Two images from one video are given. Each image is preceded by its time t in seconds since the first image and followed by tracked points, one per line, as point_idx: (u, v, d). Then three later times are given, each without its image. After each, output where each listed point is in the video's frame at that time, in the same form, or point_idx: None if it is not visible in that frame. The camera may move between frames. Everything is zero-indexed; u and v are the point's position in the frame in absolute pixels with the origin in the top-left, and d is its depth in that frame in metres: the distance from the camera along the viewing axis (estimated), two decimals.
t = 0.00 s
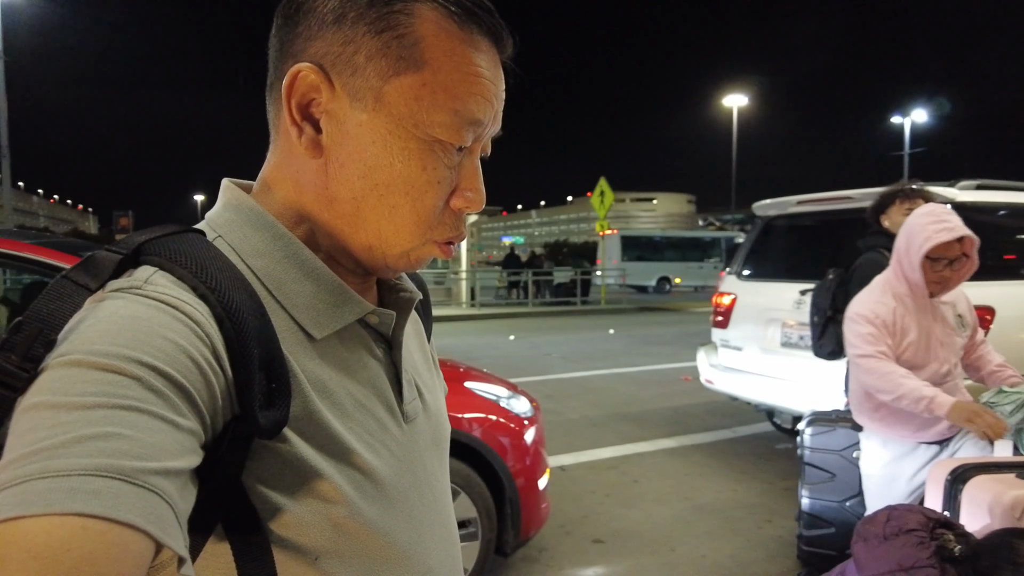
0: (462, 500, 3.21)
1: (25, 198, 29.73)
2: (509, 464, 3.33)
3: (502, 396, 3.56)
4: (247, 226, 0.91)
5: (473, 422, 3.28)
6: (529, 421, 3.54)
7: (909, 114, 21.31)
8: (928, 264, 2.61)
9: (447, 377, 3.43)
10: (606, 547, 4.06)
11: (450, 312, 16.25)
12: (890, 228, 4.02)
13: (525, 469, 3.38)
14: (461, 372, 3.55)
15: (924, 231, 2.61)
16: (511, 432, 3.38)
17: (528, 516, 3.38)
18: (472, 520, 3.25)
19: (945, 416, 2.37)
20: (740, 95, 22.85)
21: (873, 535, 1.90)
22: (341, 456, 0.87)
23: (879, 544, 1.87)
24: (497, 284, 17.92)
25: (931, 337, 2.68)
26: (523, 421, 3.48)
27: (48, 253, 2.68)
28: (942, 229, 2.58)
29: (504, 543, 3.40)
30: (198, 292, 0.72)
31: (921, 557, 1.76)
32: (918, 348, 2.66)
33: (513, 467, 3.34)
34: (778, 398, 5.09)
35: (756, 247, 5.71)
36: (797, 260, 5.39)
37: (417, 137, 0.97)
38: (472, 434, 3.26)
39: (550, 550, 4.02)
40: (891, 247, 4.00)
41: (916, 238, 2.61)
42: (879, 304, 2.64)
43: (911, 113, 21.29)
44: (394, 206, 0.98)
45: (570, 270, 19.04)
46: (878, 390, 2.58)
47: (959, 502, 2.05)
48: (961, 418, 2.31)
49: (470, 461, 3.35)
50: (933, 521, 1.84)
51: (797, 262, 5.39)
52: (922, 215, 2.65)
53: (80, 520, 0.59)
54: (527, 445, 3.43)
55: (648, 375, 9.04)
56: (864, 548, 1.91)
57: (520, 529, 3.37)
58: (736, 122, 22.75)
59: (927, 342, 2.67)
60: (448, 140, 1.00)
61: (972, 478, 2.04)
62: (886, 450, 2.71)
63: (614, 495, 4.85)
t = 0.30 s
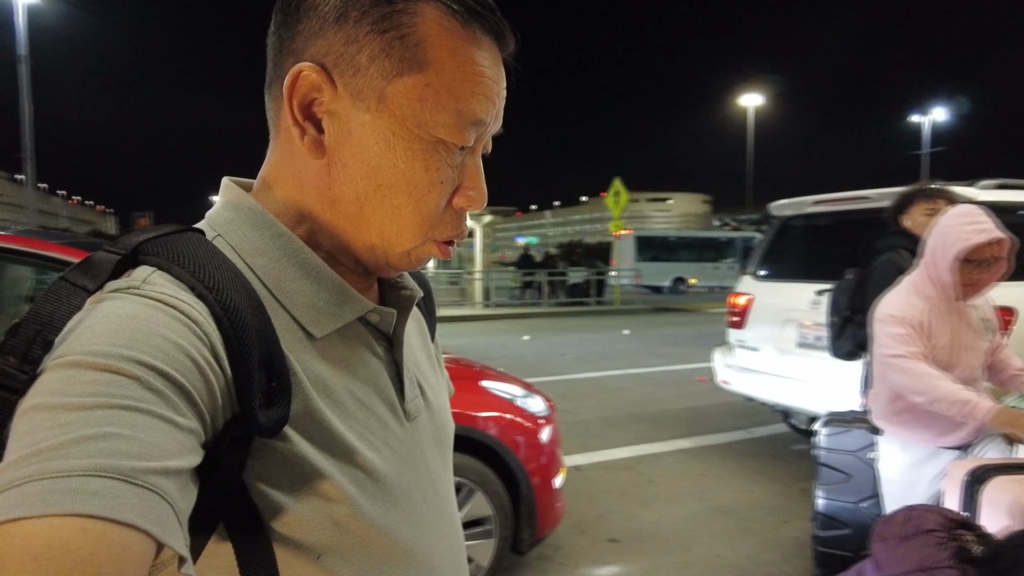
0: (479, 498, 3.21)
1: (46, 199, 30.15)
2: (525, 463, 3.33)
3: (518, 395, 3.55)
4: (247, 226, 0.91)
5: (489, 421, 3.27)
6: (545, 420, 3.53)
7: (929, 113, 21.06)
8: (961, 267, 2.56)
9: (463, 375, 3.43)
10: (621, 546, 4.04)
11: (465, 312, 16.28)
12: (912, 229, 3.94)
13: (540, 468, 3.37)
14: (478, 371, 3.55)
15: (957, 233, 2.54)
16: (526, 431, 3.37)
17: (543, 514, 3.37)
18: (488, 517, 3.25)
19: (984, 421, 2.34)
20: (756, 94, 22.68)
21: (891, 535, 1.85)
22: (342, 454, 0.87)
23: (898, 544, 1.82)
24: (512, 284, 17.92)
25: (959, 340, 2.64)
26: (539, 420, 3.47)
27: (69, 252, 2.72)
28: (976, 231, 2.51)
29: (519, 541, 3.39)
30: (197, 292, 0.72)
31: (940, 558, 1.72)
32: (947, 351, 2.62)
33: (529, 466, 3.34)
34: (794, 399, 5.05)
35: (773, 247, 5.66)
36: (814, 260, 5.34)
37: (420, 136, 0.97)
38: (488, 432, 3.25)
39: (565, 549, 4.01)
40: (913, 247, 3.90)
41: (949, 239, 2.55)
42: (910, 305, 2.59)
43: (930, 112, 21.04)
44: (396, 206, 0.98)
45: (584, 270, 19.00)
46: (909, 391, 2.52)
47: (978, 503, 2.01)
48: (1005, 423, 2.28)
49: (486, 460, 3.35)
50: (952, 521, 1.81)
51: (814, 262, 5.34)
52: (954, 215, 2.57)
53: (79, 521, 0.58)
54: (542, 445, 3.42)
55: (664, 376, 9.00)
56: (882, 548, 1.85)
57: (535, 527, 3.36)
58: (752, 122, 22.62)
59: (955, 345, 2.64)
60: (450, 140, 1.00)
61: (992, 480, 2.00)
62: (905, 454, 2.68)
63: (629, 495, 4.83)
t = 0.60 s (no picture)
0: (496, 497, 3.19)
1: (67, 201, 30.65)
2: (540, 462, 3.31)
3: (534, 395, 3.53)
4: (251, 224, 0.90)
5: (506, 419, 3.26)
6: (561, 419, 3.51)
7: (950, 112, 20.78)
8: (1002, 270, 2.50)
9: (479, 375, 3.42)
10: (637, 547, 4.01)
11: (479, 312, 16.30)
12: (935, 229, 3.87)
13: (556, 468, 3.35)
14: (494, 371, 3.53)
15: (1001, 235, 2.46)
16: (542, 431, 3.35)
17: (558, 513, 3.36)
18: (505, 516, 3.24)
19: None
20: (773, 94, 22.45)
21: (913, 535, 1.82)
22: (349, 452, 0.86)
23: (919, 545, 1.79)
24: (526, 285, 17.92)
25: (993, 344, 2.59)
26: (555, 420, 3.45)
27: (88, 251, 2.75)
28: (1018, 232, 2.44)
29: (535, 540, 3.38)
30: (199, 291, 0.72)
31: (963, 558, 1.68)
32: (981, 355, 2.58)
33: (545, 465, 3.32)
34: (810, 401, 5.00)
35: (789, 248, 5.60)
36: (833, 261, 5.27)
37: (419, 130, 0.96)
38: (505, 431, 3.24)
39: (580, 549, 3.98)
40: (937, 249, 3.81)
41: (991, 240, 2.47)
42: (947, 306, 2.53)
43: (952, 110, 20.75)
44: (397, 201, 0.97)
45: (599, 270, 18.93)
46: (945, 393, 2.42)
47: (999, 505, 1.97)
48: None
49: (502, 458, 3.34)
50: (974, 523, 1.77)
51: (833, 263, 5.27)
52: (996, 215, 2.50)
53: (80, 523, 0.58)
54: (558, 444, 3.40)
55: (679, 377, 8.93)
56: (903, 548, 1.82)
57: (551, 526, 3.35)
58: (768, 122, 22.44)
59: (989, 349, 2.59)
60: (451, 134, 0.99)
61: (1012, 482, 1.97)
62: (927, 459, 2.64)
63: (645, 495, 4.80)
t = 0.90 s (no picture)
0: (512, 495, 3.19)
1: (88, 203, 31.07)
2: (556, 461, 3.30)
3: (550, 395, 3.51)
4: (259, 223, 0.90)
5: (522, 419, 3.24)
6: (577, 420, 3.49)
7: (971, 109, 20.43)
8: None
9: (495, 374, 3.40)
10: (653, 547, 3.98)
11: (495, 313, 16.31)
12: (964, 229, 3.76)
13: (572, 467, 3.34)
14: (509, 371, 3.52)
15: None
16: (557, 431, 3.34)
17: (575, 512, 3.34)
18: (521, 515, 3.23)
19: None
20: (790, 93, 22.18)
21: (933, 535, 1.78)
22: (360, 452, 0.85)
23: (940, 546, 1.75)
24: (541, 285, 17.91)
25: None
26: (571, 420, 3.43)
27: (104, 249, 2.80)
28: None
29: (552, 540, 3.36)
30: (207, 291, 0.71)
31: (985, 560, 1.65)
32: None
33: (561, 464, 3.31)
34: (827, 402, 4.93)
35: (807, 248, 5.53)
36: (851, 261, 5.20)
37: (407, 116, 0.95)
38: (521, 431, 3.23)
39: (596, 548, 3.96)
40: (960, 251, 3.79)
41: None
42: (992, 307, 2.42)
43: (973, 108, 20.40)
44: (386, 189, 0.95)
45: (614, 270, 18.85)
46: (984, 395, 2.38)
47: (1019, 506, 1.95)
48: None
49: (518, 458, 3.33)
50: (998, 525, 1.73)
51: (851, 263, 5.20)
52: None
53: (87, 527, 0.57)
54: (575, 444, 3.38)
55: (694, 378, 8.86)
56: (924, 548, 1.79)
57: (568, 525, 3.33)
58: (785, 121, 22.22)
59: None
60: (439, 119, 0.98)
61: None
62: (953, 464, 2.60)
63: (660, 496, 4.76)
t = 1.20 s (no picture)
0: (528, 495, 3.18)
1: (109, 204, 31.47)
2: (572, 461, 3.28)
3: (565, 395, 3.50)
4: (267, 224, 0.89)
5: (537, 419, 3.23)
6: (592, 420, 3.48)
7: (993, 108, 20.12)
8: None
9: (511, 374, 3.40)
10: (668, 548, 3.96)
11: (509, 313, 16.31)
12: (992, 231, 3.73)
13: (588, 467, 3.33)
14: (525, 371, 3.51)
15: None
16: (573, 431, 3.32)
17: (591, 512, 3.33)
18: (537, 514, 3.22)
19: None
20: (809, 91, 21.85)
21: (955, 537, 1.87)
22: (367, 452, 0.85)
23: (963, 547, 1.84)
24: (556, 285, 17.90)
25: None
26: (586, 420, 3.42)
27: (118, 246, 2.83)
28: None
29: (567, 539, 3.35)
30: (215, 291, 0.71)
31: (1009, 561, 1.73)
32: None
33: (576, 464, 3.30)
34: (843, 404, 4.88)
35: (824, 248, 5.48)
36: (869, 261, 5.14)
37: (379, 97, 0.94)
38: (537, 431, 3.22)
39: (612, 548, 3.94)
40: (986, 251, 3.71)
41: None
42: None
43: (995, 106, 20.08)
44: (360, 172, 0.94)
45: (629, 270, 18.77)
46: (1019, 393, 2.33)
47: None
48: None
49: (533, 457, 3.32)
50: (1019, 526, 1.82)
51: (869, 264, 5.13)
52: None
53: (93, 527, 0.57)
54: (590, 444, 3.37)
55: (710, 379, 8.80)
56: (946, 549, 1.87)
57: (583, 525, 3.32)
58: (803, 120, 22.01)
59: None
60: (411, 99, 0.96)
61: None
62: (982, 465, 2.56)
63: (675, 496, 4.74)
